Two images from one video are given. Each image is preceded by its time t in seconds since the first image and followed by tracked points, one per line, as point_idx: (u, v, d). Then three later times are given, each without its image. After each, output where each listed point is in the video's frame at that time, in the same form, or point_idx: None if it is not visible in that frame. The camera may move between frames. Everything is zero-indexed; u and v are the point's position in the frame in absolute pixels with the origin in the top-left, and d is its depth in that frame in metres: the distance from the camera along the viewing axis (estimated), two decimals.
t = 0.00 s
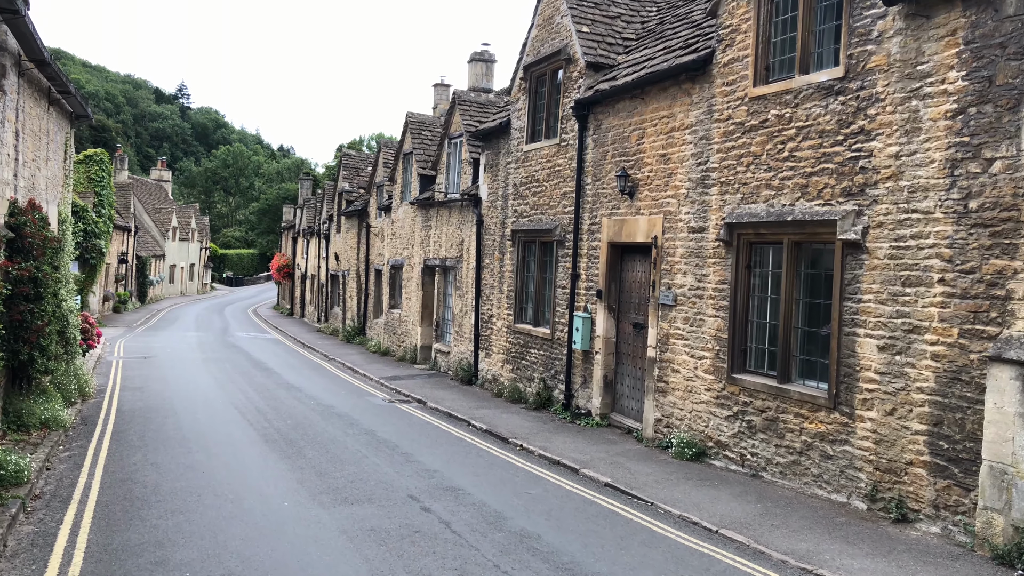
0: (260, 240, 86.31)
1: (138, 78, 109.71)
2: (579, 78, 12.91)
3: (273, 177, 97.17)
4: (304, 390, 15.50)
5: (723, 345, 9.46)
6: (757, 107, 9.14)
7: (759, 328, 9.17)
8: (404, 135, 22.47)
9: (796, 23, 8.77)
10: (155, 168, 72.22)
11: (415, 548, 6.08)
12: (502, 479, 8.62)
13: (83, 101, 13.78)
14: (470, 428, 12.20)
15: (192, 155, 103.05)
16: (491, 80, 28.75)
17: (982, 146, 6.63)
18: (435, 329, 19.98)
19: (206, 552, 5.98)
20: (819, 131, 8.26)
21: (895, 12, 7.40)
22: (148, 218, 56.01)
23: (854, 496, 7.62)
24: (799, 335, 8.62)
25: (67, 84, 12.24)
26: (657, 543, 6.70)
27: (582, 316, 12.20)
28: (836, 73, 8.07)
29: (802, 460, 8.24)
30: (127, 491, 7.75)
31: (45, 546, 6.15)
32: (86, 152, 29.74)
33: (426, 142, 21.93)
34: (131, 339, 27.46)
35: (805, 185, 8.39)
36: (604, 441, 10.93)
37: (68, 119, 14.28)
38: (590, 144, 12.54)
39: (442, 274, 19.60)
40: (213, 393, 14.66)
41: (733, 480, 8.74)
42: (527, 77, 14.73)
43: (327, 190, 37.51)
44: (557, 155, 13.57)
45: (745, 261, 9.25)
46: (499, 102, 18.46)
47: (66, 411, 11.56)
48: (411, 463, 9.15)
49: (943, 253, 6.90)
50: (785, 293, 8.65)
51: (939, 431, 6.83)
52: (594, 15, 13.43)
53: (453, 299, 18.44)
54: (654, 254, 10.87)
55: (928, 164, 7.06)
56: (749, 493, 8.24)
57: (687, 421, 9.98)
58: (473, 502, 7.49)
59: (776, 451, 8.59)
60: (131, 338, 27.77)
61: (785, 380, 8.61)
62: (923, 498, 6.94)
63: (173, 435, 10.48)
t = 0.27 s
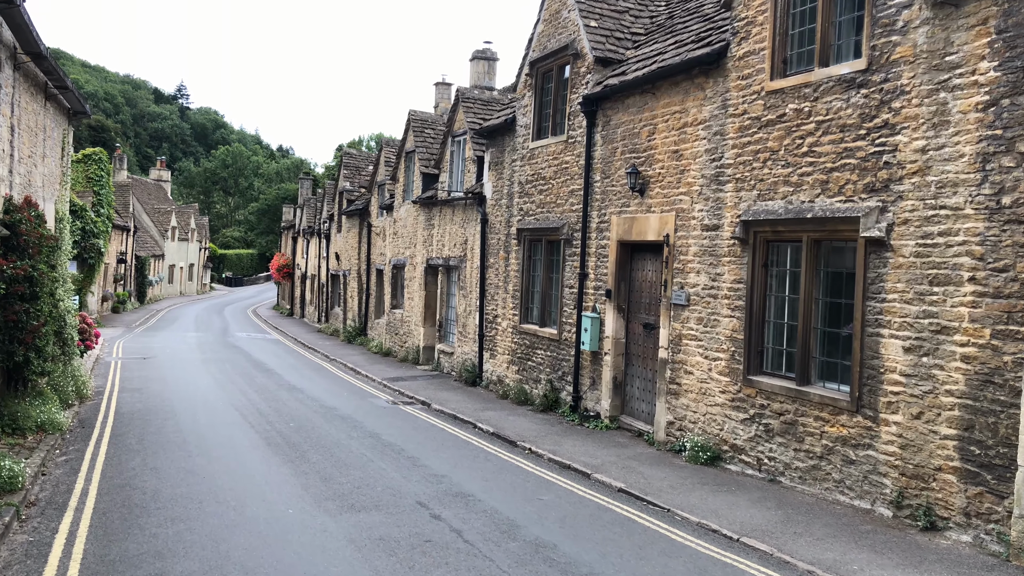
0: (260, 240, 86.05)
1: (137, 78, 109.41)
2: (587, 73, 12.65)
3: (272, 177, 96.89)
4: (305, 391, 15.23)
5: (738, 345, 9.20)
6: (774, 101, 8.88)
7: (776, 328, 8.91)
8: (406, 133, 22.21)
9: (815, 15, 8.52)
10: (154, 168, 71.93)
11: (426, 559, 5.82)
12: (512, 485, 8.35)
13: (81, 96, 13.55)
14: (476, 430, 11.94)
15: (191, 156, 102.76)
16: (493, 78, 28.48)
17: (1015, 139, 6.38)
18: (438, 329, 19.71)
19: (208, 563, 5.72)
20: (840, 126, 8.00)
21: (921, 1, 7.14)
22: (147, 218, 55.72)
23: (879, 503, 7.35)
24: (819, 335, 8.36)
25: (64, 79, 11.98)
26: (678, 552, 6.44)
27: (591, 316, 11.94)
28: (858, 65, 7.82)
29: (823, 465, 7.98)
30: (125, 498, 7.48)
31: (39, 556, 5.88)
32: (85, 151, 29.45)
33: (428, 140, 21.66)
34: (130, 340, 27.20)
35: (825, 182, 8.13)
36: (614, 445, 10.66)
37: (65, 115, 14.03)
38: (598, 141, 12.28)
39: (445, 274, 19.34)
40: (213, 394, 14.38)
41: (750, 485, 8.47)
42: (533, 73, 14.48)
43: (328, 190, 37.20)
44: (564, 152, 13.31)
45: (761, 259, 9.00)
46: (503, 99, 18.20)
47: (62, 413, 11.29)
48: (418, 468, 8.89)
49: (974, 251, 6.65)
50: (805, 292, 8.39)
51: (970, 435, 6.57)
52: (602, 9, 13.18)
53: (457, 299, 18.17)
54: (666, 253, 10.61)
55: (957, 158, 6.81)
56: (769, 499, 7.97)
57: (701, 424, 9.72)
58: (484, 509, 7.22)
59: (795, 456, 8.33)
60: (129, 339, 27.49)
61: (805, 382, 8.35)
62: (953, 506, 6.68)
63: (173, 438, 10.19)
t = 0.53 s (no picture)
0: (259, 240, 85.75)
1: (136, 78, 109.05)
2: (596, 68, 12.37)
3: (272, 176, 96.56)
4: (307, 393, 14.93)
5: (756, 346, 8.92)
6: (793, 94, 8.60)
7: (795, 329, 8.63)
8: (408, 130, 21.92)
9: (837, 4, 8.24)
10: (153, 168, 71.60)
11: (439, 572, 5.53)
12: (523, 491, 8.06)
13: (77, 92, 13.27)
14: (483, 434, 11.64)
15: (190, 156, 102.43)
16: (495, 76, 28.20)
17: None
18: (441, 329, 19.42)
19: None
20: (863, 119, 7.71)
21: None
22: (146, 218, 55.41)
23: (906, 510, 7.07)
24: (840, 336, 8.08)
25: (60, 72, 11.69)
26: (701, 564, 6.15)
27: (600, 316, 11.65)
28: (883, 56, 7.54)
29: (846, 471, 7.69)
30: (122, 506, 7.18)
31: (31, 569, 5.59)
32: (82, 149, 29.14)
33: (431, 138, 21.38)
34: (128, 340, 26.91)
35: (848, 177, 7.85)
36: (626, 449, 10.37)
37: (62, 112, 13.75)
38: (608, 137, 12.00)
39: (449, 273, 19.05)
40: (213, 397, 14.08)
41: (769, 491, 8.19)
42: (540, 69, 14.20)
43: (328, 189, 36.90)
44: (572, 148, 13.02)
45: (780, 257, 8.72)
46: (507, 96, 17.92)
47: (58, 416, 10.98)
48: (425, 473, 8.60)
49: (1009, 248, 6.38)
50: (826, 291, 8.11)
51: (1006, 441, 6.30)
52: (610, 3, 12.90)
53: (460, 299, 17.88)
54: (679, 251, 10.34)
55: (991, 152, 6.55)
56: (790, 506, 7.68)
57: (716, 427, 9.43)
58: (496, 518, 6.94)
59: (816, 461, 8.04)
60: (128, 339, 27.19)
61: (826, 385, 8.06)
62: (987, 514, 6.40)
63: (172, 443, 9.90)
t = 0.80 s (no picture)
0: (257, 240, 85.53)
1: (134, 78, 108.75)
2: (603, 63, 12.11)
3: (270, 176, 96.26)
4: (307, 395, 14.66)
5: (771, 348, 8.67)
6: (810, 88, 8.33)
7: (812, 330, 8.38)
8: (409, 128, 21.66)
9: None
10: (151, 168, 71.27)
11: None
12: (533, 498, 7.80)
13: (72, 87, 12.99)
14: (488, 437, 11.38)
15: (188, 155, 102.12)
16: (496, 74, 27.93)
17: None
18: (443, 330, 19.14)
19: None
20: (885, 113, 7.45)
21: None
22: (144, 217, 55.11)
23: (932, 518, 6.81)
24: (859, 337, 7.83)
25: (54, 67, 11.41)
26: None
27: (608, 316, 11.39)
28: (905, 47, 7.27)
29: (868, 477, 7.43)
30: (117, 514, 6.92)
31: None
32: (79, 148, 28.89)
33: (432, 136, 21.11)
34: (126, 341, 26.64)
35: (868, 173, 7.59)
36: (635, 452, 10.11)
37: (57, 108, 13.47)
38: (615, 133, 11.74)
39: (450, 273, 18.78)
40: (211, 398, 13.81)
41: (787, 497, 7.93)
42: (544, 64, 13.94)
43: (327, 188, 36.63)
44: (578, 145, 12.77)
45: (796, 256, 8.47)
46: (510, 93, 17.66)
47: (52, 420, 10.70)
48: (431, 479, 8.34)
49: None
50: (845, 291, 7.85)
51: None
52: None
53: (463, 299, 17.62)
54: (689, 250, 10.08)
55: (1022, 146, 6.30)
56: (809, 513, 7.42)
57: (730, 431, 9.17)
58: (507, 528, 6.68)
59: (835, 466, 7.79)
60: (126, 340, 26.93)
61: (844, 388, 7.80)
62: (1019, 523, 6.15)
63: (170, 447, 9.64)
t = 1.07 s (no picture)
0: (255, 240, 85.10)
1: (131, 77, 108.22)
2: (611, 57, 11.80)
3: (268, 176, 95.81)
4: (307, 397, 14.33)
5: (790, 351, 8.37)
6: (832, 80, 8.02)
7: (834, 332, 8.07)
8: (410, 126, 21.33)
9: None
10: (148, 167, 70.82)
11: None
12: (545, 508, 7.48)
13: (66, 82, 12.65)
14: (494, 441, 11.06)
15: (186, 155, 101.66)
16: (497, 72, 27.61)
17: None
18: (445, 331, 18.80)
19: None
20: (913, 105, 7.13)
21: None
22: (141, 217, 54.70)
23: (966, 529, 6.49)
24: (885, 339, 7.52)
25: (47, 61, 11.07)
26: None
27: (618, 317, 11.08)
28: (935, 36, 6.96)
29: (895, 485, 7.12)
30: (110, 526, 6.58)
31: None
32: (75, 146, 28.52)
33: (433, 133, 20.78)
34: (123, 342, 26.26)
35: (895, 168, 7.28)
36: (647, 458, 9.79)
37: (50, 103, 13.13)
38: (625, 129, 11.43)
39: (453, 273, 18.46)
40: (209, 401, 13.47)
41: (809, 506, 7.61)
42: (550, 59, 13.62)
43: (326, 187, 36.28)
44: (585, 141, 12.45)
45: (817, 255, 8.16)
46: (514, 89, 17.34)
47: (45, 425, 10.35)
48: (438, 487, 8.01)
49: None
50: (870, 291, 7.54)
51: None
52: None
53: (466, 299, 17.30)
54: (703, 249, 9.79)
55: None
56: (834, 523, 7.09)
57: (747, 436, 8.87)
58: (520, 540, 6.35)
59: (860, 474, 7.47)
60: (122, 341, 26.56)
61: (870, 392, 7.49)
62: None
63: (166, 453, 9.30)
